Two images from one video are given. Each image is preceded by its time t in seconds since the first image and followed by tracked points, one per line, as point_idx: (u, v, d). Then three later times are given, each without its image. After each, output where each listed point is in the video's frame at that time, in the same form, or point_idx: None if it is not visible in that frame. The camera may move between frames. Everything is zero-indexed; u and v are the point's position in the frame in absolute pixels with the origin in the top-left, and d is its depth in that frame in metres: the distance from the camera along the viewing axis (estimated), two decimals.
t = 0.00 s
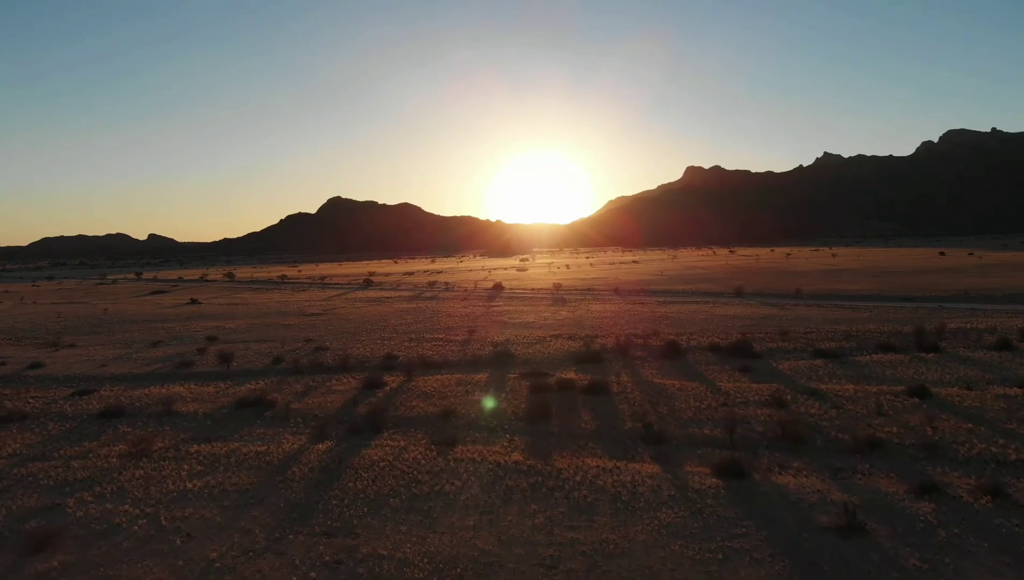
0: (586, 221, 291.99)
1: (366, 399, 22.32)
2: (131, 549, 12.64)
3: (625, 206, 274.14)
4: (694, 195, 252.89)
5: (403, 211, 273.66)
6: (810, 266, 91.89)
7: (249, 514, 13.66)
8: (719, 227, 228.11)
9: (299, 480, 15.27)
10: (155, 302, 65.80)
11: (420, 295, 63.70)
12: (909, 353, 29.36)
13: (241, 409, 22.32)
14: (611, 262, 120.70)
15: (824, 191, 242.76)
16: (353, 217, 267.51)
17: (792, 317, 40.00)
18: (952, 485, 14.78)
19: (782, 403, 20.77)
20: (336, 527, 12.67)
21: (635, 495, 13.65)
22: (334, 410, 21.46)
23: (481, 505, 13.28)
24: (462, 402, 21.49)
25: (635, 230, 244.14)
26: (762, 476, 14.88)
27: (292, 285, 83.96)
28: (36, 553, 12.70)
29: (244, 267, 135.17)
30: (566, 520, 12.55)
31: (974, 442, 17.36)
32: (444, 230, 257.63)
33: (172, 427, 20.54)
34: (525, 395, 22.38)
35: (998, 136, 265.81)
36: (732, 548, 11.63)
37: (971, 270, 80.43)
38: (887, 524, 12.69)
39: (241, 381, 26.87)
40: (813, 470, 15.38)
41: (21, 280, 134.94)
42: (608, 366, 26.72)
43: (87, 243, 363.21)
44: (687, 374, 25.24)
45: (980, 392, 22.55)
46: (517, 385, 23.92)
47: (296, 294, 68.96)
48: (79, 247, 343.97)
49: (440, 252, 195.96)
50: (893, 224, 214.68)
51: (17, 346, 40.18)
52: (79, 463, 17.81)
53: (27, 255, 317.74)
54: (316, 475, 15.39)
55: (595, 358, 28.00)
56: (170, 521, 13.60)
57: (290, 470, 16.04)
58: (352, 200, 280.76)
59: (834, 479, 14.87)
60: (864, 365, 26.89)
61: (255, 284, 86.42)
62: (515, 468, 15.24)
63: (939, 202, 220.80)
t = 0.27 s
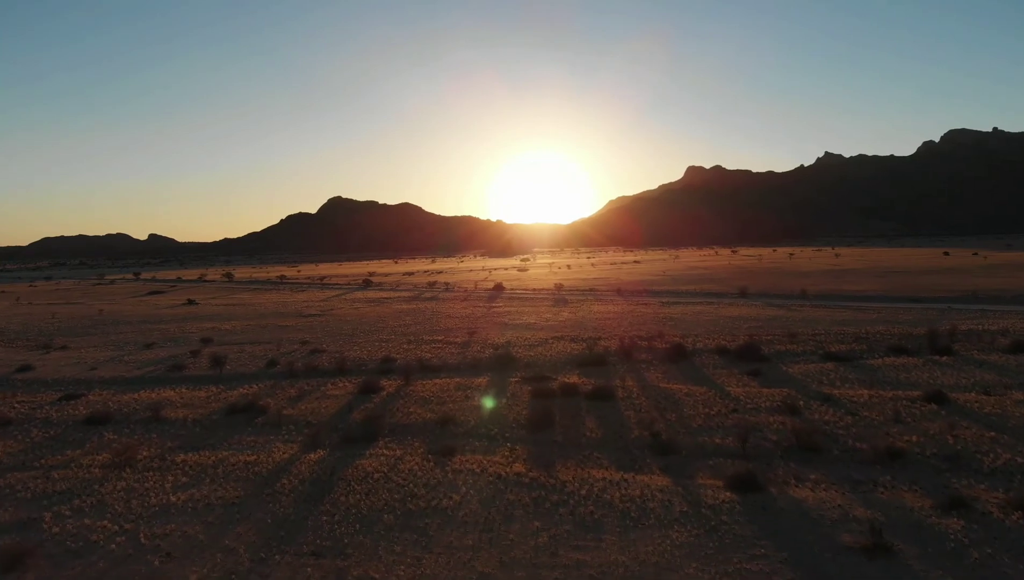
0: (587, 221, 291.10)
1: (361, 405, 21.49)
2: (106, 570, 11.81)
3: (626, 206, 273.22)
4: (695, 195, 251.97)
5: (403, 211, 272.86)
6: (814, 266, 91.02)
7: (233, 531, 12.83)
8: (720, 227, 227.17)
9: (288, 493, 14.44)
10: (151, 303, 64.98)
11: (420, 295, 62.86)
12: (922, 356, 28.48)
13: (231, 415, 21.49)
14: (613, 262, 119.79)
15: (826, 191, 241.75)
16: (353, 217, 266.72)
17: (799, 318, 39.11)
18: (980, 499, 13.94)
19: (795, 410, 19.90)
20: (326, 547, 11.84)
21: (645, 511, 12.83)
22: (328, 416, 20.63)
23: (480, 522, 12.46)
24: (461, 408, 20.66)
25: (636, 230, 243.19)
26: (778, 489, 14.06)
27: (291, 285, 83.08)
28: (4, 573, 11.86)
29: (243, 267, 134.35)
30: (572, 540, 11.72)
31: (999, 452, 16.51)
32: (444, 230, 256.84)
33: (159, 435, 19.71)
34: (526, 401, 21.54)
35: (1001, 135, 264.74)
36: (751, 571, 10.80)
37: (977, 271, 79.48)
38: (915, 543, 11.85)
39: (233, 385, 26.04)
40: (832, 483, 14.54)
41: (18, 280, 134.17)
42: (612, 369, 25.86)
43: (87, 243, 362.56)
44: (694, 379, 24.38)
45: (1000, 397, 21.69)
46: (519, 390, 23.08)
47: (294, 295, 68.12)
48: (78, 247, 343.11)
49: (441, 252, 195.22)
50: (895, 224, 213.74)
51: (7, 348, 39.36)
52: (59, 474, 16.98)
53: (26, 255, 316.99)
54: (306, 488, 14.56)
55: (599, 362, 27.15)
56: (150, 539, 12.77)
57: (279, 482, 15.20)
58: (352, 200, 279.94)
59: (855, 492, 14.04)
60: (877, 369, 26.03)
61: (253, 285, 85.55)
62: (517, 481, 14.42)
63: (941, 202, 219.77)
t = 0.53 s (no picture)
0: (587, 221, 290.42)
1: (358, 410, 20.88)
2: None
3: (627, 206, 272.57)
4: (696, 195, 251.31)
5: (403, 211, 272.24)
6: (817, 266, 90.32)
7: (221, 546, 12.22)
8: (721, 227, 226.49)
9: (279, 505, 13.82)
10: (149, 304, 64.39)
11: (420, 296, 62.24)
12: (933, 359, 27.83)
13: (224, 420, 20.88)
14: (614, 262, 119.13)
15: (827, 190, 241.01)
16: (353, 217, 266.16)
17: (805, 320, 38.45)
18: (1003, 511, 13.31)
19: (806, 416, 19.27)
20: (317, 564, 11.23)
21: (653, 525, 12.21)
22: (323, 422, 20.01)
23: (480, 538, 11.83)
24: (461, 413, 20.04)
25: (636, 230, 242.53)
26: (792, 501, 13.44)
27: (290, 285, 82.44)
28: None
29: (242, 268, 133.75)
30: (577, 557, 11.10)
31: (1019, 460, 15.87)
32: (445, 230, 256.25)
33: (149, 442, 19.10)
34: (528, 405, 20.91)
35: (1002, 135, 264.01)
36: None
37: (981, 271, 78.79)
38: (939, 560, 11.23)
39: (228, 389, 25.43)
40: (848, 494, 13.92)
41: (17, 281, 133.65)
42: (616, 373, 25.20)
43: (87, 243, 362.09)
44: (700, 382, 23.75)
45: (1016, 402, 21.04)
46: (520, 393, 22.46)
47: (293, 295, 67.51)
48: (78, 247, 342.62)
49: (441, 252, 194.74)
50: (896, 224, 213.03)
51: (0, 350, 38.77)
52: (43, 483, 16.37)
53: (26, 255, 316.52)
54: (298, 499, 13.94)
55: (602, 365, 26.51)
56: (133, 554, 12.17)
57: (270, 492, 14.58)
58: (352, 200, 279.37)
59: (872, 504, 13.42)
60: (887, 373, 25.39)
61: (252, 285, 84.92)
62: (518, 491, 13.80)
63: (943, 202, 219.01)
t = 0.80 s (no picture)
0: (588, 221, 289.65)
1: (353, 416, 20.14)
2: None
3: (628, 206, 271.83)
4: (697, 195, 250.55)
5: (404, 210, 271.56)
6: (820, 266, 89.51)
7: (204, 566, 11.49)
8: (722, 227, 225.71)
9: (268, 520, 13.08)
10: (146, 304, 63.66)
11: (420, 297, 61.56)
12: (946, 362, 27.09)
13: (215, 427, 20.14)
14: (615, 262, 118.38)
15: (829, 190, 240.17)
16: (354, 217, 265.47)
17: (811, 322, 37.69)
18: None
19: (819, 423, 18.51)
20: None
21: (664, 543, 11.48)
22: (317, 429, 19.30)
23: (479, 558, 11.10)
24: (460, 419, 19.28)
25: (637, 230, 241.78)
26: (810, 517, 12.71)
27: (289, 285, 81.74)
28: None
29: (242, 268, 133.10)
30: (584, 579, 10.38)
31: None
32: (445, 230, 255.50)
33: (136, 450, 18.38)
34: (529, 411, 20.16)
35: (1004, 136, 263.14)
36: None
37: (987, 272, 78.01)
38: None
39: (221, 393, 24.70)
40: (869, 509, 13.20)
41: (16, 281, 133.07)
42: (621, 377, 24.45)
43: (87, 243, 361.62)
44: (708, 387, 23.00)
45: None
46: (522, 398, 21.71)
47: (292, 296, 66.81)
48: (78, 247, 341.92)
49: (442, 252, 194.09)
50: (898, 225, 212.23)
51: None
52: (23, 494, 15.65)
53: (26, 255, 315.95)
54: (288, 514, 13.21)
55: (606, 368, 25.76)
56: (110, 574, 11.44)
57: (258, 506, 13.84)
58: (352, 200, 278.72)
59: (895, 521, 12.70)
60: (900, 377, 24.64)
61: (250, 285, 84.20)
62: (521, 505, 13.07)
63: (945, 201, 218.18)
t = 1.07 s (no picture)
0: (589, 221, 288.91)
1: (349, 422, 19.39)
2: None
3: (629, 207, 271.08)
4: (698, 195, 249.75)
5: (404, 210, 270.85)
6: (824, 267, 88.71)
7: None
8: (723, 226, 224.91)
9: (254, 536, 12.33)
10: (142, 305, 62.89)
11: (419, 297, 60.83)
12: (959, 366, 26.33)
13: (205, 434, 19.42)
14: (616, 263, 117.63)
15: (830, 190, 239.33)
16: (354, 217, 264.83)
17: (818, 323, 36.91)
18: None
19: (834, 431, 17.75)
20: None
21: (676, 564, 10.74)
22: (310, 436, 18.57)
23: None
24: (460, 426, 18.53)
25: (638, 230, 240.99)
26: (830, 533, 11.99)
27: (287, 286, 80.98)
28: None
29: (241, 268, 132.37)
30: None
31: None
32: (446, 230, 254.77)
33: (122, 460, 17.66)
34: (531, 417, 19.43)
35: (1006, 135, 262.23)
36: None
37: (992, 272, 77.19)
38: None
39: (213, 398, 23.97)
40: (891, 525, 12.50)
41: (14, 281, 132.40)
42: (626, 381, 23.68)
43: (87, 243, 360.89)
44: (715, 391, 22.26)
45: None
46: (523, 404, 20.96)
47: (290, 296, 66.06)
48: (78, 247, 341.43)
49: (442, 252, 193.49)
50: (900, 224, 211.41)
51: None
52: None
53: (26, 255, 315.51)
54: (276, 530, 12.46)
55: (610, 372, 25.00)
56: None
57: (245, 521, 13.10)
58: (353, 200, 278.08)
59: (920, 538, 11.99)
60: (913, 381, 23.90)
61: (248, 286, 83.45)
62: (523, 521, 12.33)
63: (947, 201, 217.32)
